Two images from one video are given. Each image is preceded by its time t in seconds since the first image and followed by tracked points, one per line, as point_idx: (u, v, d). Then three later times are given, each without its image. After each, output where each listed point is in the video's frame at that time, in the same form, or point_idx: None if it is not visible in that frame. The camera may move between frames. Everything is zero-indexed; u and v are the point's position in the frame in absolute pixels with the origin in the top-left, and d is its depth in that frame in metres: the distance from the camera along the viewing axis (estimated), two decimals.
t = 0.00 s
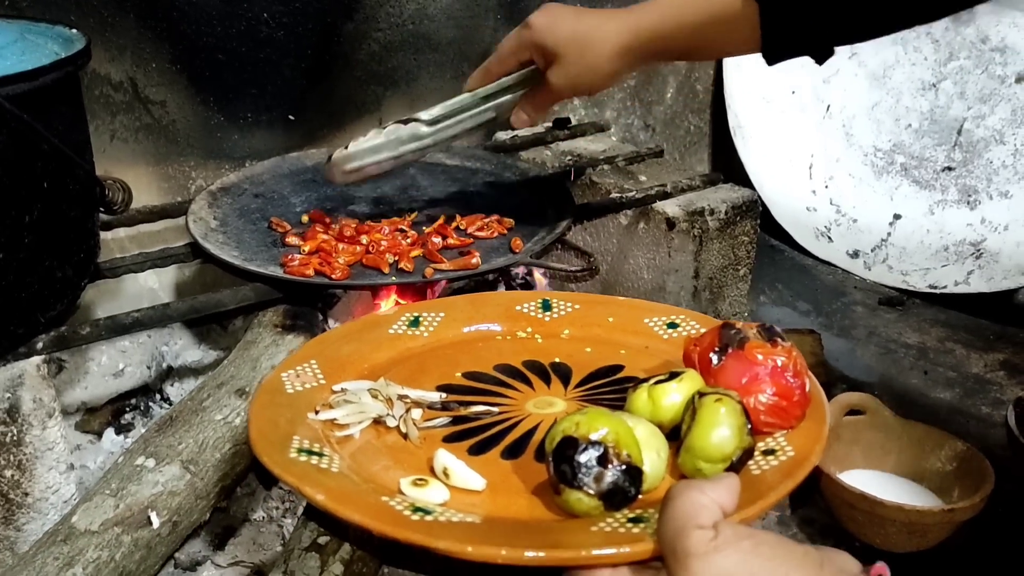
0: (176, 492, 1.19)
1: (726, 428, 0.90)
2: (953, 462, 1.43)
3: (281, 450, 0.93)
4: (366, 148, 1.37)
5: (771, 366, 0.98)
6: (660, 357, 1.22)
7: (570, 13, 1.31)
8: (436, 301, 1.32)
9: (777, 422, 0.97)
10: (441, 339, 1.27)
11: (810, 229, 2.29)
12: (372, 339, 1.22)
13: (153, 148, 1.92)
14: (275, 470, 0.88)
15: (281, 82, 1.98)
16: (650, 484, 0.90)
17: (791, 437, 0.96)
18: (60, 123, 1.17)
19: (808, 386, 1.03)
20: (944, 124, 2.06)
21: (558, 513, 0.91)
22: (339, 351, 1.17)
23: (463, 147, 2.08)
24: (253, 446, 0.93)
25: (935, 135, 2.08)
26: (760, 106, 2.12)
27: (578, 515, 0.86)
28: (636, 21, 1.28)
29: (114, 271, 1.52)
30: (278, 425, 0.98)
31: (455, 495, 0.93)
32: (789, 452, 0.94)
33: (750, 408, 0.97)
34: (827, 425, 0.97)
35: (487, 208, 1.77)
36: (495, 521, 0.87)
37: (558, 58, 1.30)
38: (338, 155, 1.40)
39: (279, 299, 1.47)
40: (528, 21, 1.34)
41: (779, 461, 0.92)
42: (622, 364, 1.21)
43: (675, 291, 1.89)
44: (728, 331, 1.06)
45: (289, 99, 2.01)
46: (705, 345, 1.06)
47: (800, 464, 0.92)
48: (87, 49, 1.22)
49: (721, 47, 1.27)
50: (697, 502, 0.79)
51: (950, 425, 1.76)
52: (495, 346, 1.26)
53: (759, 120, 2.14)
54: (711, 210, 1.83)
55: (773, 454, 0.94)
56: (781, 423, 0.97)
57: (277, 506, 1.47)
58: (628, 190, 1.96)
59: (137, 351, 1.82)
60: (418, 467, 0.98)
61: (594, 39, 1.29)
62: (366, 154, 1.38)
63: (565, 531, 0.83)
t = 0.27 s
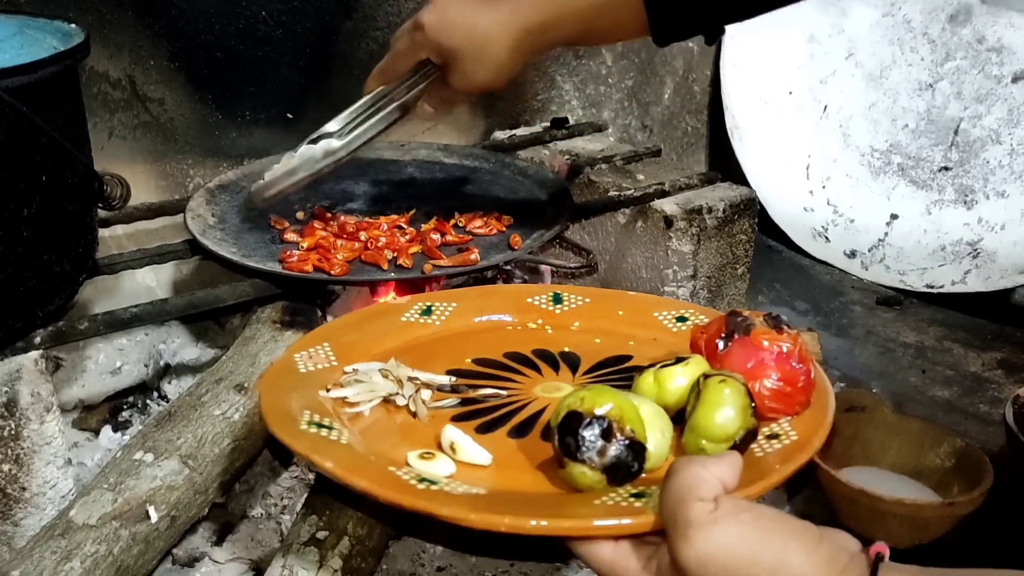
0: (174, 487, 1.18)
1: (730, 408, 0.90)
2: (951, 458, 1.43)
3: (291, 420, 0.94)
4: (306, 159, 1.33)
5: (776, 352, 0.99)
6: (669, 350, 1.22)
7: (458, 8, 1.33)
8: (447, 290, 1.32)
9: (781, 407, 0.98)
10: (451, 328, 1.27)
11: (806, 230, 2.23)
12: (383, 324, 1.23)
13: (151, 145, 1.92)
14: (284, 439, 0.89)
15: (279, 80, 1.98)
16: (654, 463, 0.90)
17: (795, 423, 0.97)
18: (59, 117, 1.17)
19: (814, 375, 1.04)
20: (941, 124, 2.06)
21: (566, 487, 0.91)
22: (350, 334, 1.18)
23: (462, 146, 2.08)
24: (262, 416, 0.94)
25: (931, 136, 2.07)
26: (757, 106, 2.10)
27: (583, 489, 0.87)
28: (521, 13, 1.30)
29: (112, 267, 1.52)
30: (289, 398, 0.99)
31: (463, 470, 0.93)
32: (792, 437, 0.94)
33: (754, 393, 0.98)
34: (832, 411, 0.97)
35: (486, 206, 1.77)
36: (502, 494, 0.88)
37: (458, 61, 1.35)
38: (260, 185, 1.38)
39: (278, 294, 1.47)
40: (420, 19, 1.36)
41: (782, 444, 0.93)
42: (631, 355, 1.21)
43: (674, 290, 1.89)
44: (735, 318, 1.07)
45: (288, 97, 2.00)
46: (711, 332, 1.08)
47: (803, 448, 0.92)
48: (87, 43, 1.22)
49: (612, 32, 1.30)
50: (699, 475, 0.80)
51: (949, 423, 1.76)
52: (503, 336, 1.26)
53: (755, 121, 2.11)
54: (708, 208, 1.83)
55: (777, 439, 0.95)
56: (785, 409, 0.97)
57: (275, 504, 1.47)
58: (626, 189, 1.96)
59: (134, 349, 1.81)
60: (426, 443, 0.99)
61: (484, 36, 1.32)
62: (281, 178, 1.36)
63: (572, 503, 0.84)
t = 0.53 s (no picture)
0: (172, 479, 1.19)
1: (737, 404, 0.90)
2: (947, 453, 1.44)
3: (294, 420, 0.94)
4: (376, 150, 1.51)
5: (783, 348, 1.00)
6: (672, 347, 1.22)
7: None
8: (451, 289, 1.32)
9: (788, 403, 0.98)
10: (455, 327, 1.27)
11: (804, 229, 2.22)
12: (387, 323, 1.23)
13: (149, 141, 1.92)
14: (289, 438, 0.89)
15: (277, 77, 1.98)
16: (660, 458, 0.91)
17: (801, 419, 0.97)
18: (57, 109, 1.18)
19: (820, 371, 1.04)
20: (938, 123, 2.07)
21: (571, 485, 0.92)
22: (353, 333, 1.18)
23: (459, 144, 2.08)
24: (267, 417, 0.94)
25: (928, 134, 2.08)
26: (752, 105, 2.10)
27: (588, 486, 0.88)
28: None
29: (110, 262, 1.52)
30: (293, 398, 0.99)
31: (468, 468, 0.94)
32: (798, 433, 0.95)
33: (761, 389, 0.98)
34: (839, 407, 0.98)
35: (484, 202, 1.77)
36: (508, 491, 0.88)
37: (506, 20, 1.46)
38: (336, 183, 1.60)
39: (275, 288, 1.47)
40: None
41: (789, 440, 0.94)
42: (634, 352, 1.22)
43: (671, 286, 1.90)
44: (740, 313, 1.07)
45: (286, 94, 2.01)
46: (716, 328, 1.08)
47: (809, 444, 0.93)
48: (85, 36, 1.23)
49: None
50: (705, 470, 0.80)
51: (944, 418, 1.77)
52: (507, 333, 1.27)
53: (751, 118, 2.11)
54: (706, 205, 1.83)
55: (783, 434, 0.95)
56: (792, 404, 0.98)
57: (273, 498, 1.47)
58: (623, 185, 1.96)
59: (131, 345, 1.83)
60: (430, 441, 0.99)
61: None
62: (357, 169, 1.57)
63: (577, 500, 0.84)
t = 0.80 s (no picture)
0: (171, 471, 1.19)
1: (726, 383, 0.91)
2: (944, 447, 1.44)
3: (290, 395, 0.94)
4: (335, 182, 1.43)
5: (773, 330, 1.00)
6: (665, 331, 1.23)
7: None
8: (448, 274, 1.33)
9: (777, 385, 0.98)
10: (450, 310, 1.28)
11: (801, 227, 2.24)
12: (383, 305, 1.23)
13: (149, 137, 1.92)
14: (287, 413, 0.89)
15: (277, 73, 1.98)
16: (650, 437, 0.91)
17: (790, 400, 0.97)
18: (57, 102, 1.18)
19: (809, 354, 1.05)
20: (934, 121, 2.06)
21: (563, 460, 0.92)
22: (349, 314, 1.18)
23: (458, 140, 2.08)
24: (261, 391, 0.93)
25: (925, 132, 2.07)
26: (750, 102, 2.11)
27: (579, 462, 0.88)
28: None
29: (109, 256, 1.52)
30: (289, 374, 0.99)
31: (462, 444, 0.94)
32: (788, 414, 0.95)
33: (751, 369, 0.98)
34: (828, 389, 0.98)
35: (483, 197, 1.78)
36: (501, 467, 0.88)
37: (471, 52, 1.38)
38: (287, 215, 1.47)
39: (275, 282, 1.47)
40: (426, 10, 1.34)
41: (779, 421, 0.94)
42: (628, 335, 1.22)
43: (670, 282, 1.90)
44: (732, 297, 1.08)
45: (286, 90, 2.01)
46: (708, 312, 1.09)
47: (798, 425, 0.93)
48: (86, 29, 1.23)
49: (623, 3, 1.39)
50: (694, 446, 0.80)
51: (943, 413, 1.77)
52: (502, 317, 1.27)
53: (750, 117, 2.12)
54: (704, 202, 1.84)
55: (773, 415, 0.95)
56: (782, 386, 0.98)
57: (272, 492, 1.47)
58: (622, 182, 1.96)
59: (130, 342, 1.84)
60: (424, 418, 0.99)
61: (502, 27, 1.34)
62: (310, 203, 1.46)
63: (570, 474, 0.84)
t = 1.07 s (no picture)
0: (172, 471, 1.18)
1: (742, 394, 0.90)
2: (948, 450, 1.44)
3: (297, 411, 0.93)
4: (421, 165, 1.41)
5: (786, 338, 1.00)
6: (674, 337, 1.23)
7: None
8: (451, 281, 1.32)
9: (793, 394, 0.98)
10: (457, 317, 1.27)
11: (802, 228, 2.21)
12: (389, 314, 1.23)
13: (149, 138, 1.92)
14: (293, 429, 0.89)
15: (277, 73, 1.98)
16: (666, 449, 0.91)
17: (806, 410, 0.97)
18: (59, 102, 1.18)
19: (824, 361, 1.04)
20: (936, 123, 2.05)
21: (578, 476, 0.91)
22: (354, 324, 1.18)
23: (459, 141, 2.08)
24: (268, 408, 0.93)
25: (927, 133, 2.06)
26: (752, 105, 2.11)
27: (595, 477, 0.87)
28: None
29: (110, 257, 1.51)
30: (296, 388, 0.99)
31: (474, 459, 0.93)
32: (803, 424, 0.95)
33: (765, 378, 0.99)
34: (843, 398, 0.98)
35: (484, 199, 1.77)
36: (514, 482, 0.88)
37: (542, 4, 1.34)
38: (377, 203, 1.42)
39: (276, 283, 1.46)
40: None
41: (794, 431, 0.94)
42: (637, 343, 1.22)
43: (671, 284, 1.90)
44: (745, 304, 1.08)
45: (286, 91, 2.02)
46: (720, 319, 1.09)
47: (814, 435, 0.93)
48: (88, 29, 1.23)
49: None
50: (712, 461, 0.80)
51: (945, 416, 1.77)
52: (509, 324, 1.27)
53: (750, 118, 2.11)
54: (705, 202, 1.83)
55: (789, 425, 0.95)
56: (796, 395, 0.98)
57: (273, 494, 1.46)
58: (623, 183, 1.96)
59: (129, 343, 1.83)
60: (434, 432, 0.99)
61: None
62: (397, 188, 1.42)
63: (585, 491, 0.84)
